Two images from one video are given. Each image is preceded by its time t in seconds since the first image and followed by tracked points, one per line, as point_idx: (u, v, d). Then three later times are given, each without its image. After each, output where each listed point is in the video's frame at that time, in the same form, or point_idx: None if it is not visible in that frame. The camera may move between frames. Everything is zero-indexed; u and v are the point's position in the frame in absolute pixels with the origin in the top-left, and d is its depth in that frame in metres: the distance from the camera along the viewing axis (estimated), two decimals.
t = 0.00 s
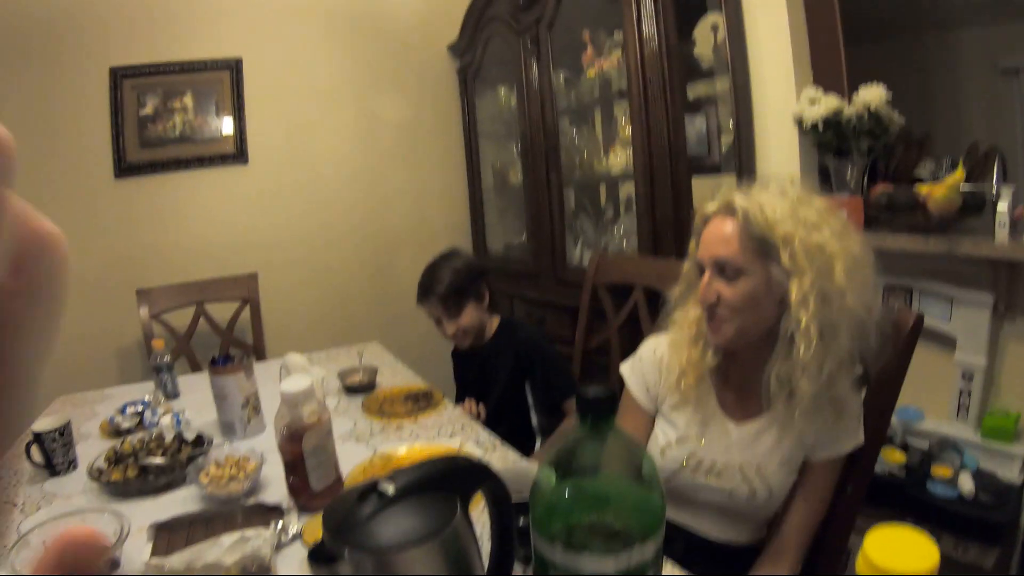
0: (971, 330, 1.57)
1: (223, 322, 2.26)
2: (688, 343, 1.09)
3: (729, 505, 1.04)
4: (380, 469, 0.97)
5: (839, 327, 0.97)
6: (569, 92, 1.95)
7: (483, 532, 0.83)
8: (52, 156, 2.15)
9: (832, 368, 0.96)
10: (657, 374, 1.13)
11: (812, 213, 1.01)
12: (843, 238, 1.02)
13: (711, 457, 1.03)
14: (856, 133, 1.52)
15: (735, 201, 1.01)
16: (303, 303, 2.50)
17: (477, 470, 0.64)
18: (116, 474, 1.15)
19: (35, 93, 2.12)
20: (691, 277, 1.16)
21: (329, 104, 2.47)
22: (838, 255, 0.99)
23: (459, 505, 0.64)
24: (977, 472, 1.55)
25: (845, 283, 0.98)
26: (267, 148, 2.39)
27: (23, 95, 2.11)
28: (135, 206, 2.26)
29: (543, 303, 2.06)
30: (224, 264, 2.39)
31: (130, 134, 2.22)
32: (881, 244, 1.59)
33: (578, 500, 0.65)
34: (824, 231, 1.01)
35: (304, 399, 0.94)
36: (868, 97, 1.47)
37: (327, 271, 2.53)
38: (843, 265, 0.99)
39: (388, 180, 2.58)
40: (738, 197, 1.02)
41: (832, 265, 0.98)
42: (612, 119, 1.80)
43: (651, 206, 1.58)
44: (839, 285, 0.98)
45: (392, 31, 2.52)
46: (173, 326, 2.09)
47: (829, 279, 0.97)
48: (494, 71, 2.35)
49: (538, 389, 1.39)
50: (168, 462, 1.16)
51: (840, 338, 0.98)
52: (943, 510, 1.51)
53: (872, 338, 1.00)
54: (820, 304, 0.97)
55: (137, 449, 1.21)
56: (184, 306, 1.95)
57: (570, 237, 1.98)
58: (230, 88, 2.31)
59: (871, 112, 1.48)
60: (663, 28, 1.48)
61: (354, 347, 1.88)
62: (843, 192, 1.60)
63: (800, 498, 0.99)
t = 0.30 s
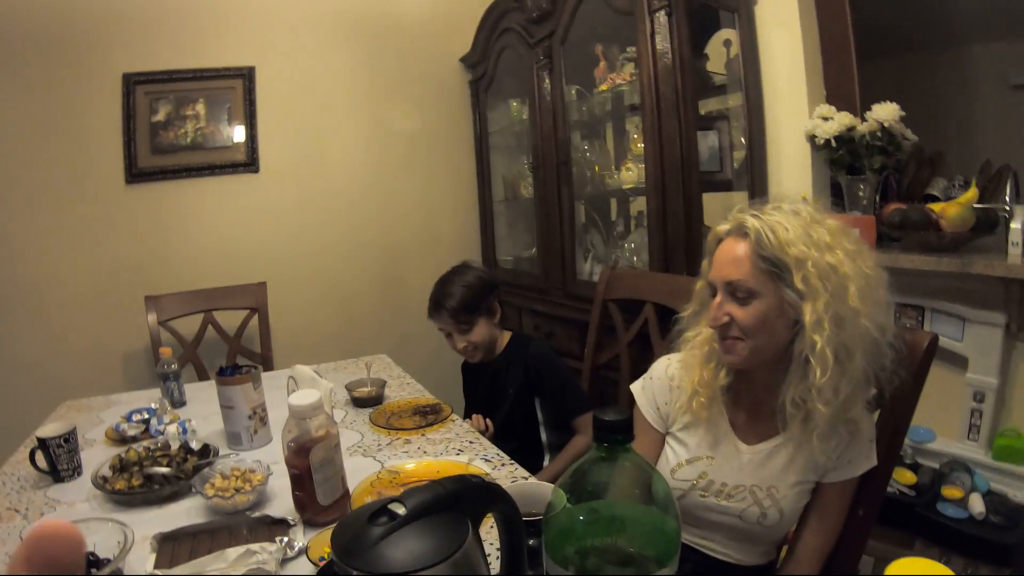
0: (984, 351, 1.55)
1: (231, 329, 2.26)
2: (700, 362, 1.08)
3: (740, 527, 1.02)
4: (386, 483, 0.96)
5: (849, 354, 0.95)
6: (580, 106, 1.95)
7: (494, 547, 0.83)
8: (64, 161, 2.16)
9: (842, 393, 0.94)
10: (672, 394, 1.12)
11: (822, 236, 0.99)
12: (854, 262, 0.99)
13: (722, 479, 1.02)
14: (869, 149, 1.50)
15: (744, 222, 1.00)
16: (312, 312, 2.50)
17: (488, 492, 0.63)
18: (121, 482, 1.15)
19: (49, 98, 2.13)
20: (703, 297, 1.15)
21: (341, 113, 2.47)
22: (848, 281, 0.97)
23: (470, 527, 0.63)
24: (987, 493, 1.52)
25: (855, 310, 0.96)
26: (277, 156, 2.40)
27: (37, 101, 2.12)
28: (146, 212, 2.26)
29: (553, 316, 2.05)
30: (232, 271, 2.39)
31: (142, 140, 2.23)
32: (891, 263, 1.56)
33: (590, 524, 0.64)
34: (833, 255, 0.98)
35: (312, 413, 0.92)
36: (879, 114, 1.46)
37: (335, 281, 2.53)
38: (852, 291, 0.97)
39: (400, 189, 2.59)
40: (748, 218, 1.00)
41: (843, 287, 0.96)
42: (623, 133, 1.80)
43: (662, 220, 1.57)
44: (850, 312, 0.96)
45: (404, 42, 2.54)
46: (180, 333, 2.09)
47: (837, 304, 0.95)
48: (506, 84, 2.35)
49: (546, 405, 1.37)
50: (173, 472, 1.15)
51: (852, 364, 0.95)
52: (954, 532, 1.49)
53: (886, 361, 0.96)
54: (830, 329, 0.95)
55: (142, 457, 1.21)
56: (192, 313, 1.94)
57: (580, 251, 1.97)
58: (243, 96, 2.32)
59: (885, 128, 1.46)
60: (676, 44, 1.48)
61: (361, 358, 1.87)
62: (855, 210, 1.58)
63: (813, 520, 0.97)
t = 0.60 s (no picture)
0: (1007, 355, 1.49)
1: (243, 327, 2.25)
2: (722, 362, 1.07)
3: (761, 530, 1.00)
4: (400, 483, 0.95)
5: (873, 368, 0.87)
6: (596, 105, 1.93)
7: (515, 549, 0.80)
8: (79, 158, 2.17)
9: (869, 398, 0.89)
10: (695, 392, 1.11)
11: (825, 245, 0.90)
12: (871, 275, 0.88)
13: (744, 481, 0.99)
14: (889, 149, 1.48)
15: (748, 225, 0.97)
16: (324, 311, 2.49)
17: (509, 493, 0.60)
18: (130, 478, 1.14)
19: (65, 95, 2.14)
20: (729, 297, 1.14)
21: (356, 112, 2.47)
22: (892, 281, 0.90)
23: (491, 530, 0.60)
24: (1007, 500, 1.48)
25: (887, 319, 0.88)
26: (291, 154, 2.39)
27: (53, 97, 2.13)
28: (160, 209, 2.27)
29: (568, 317, 2.03)
30: (244, 269, 2.39)
31: (156, 137, 2.23)
32: (911, 265, 1.52)
33: (620, 528, 0.62)
34: (839, 269, 0.89)
35: (326, 411, 0.90)
36: (901, 114, 1.44)
37: (348, 280, 2.52)
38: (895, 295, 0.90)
39: (414, 189, 2.58)
40: (755, 221, 0.97)
41: (877, 296, 0.88)
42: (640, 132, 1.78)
43: (680, 220, 1.55)
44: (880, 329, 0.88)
45: (419, 41, 2.53)
46: (193, 330, 2.09)
47: (821, 322, 0.87)
48: (522, 83, 2.34)
49: (562, 405, 1.36)
50: (182, 469, 1.14)
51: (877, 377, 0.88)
52: (971, 539, 1.46)
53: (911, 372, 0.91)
54: (840, 345, 0.87)
55: (152, 454, 1.20)
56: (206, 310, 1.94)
57: (596, 251, 1.95)
58: (257, 93, 2.31)
59: (904, 128, 1.45)
60: (695, 41, 1.46)
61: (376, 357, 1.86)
62: (875, 211, 1.54)
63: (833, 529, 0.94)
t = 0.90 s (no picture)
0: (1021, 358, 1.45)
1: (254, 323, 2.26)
2: (736, 362, 1.06)
3: (773, 532, 0.99)
4: (411, 481, 0.95)
5: (890, 367, 0.86)
6: (609, 104, 1.93)
7: (527, 548, 0.80)
8: (92, 153, 2.18)
9: (886, 400, 0.88)
10: (709, 391, 1.10)
11: (840, 244, 0.90)
12: (887, 274, 0.88)
13: (757, 482, 0.99)
14: (903, 151, 1.46)
15: (761, 226, 0.96)
16: (335, 309, 2.50)
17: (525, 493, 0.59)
18: (140, 474, 1.14)
19: (79, 91, 2.15)
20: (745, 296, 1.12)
21: (367, 109, 2.47)
22: (909, 281, 0.89)
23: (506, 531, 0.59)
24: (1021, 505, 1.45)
25: (901, 319, 0.88)
26: (303, 150, 2.39)
27: (66, 93, 2.14)
28: (171, 204, 2.27)
29: (580, 316, 2.02)
30: (254, 266, 2.39)
31: (169, 133, 2.24)
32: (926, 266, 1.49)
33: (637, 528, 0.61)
34: (855, 268, 0.88)
35: (338, 407, 0.90)
36: (914, 116, 1.43)
37: (358, 277, 2.52)
38: (910, 295, 0.89)
39: (424, 187, 2.58)
40: (768, 221, 0.96)
41: (891, 295, 0.87)
42: (653, 131, 1.77)
43: (693, 220, 1.54)
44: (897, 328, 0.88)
45: (430, 38, 2.53)
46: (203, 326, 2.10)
47: (840, 321, 0.87)
48: (535, 81, 2.33)
49: (573, 404, 1.36)
50: (193, 465, 1.14)
51: (897, 376, 0.87)
52: (984, 544, 1.45)
53: (926, 374, 0.90)
54: (858, 343, 0.86)
55: (162, 449, 1.21)
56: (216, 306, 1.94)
57: (608, 251, 1.95)
58: (269, 90, 2.32)
59: (919, 129, 1.43)
60: (711, 39, 1.45)
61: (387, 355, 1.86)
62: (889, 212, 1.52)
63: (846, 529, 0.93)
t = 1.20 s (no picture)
0: None
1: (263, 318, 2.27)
2: (749, 361, 1.07)
3: (783, 531, 0.98)
4: (422, 477, 0.95)
5: (906, 367, 0.87)
6: (621, 101, 1.92)
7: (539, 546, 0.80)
8: (104, 148, 2.19)
9: (902, 398, 0.88)
10: (722, 389, 1.11)
11: (857, 243, 0.89)
12: (902, 273, 0.88)
13: (768, 481, 0.98)
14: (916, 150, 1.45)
15: (777, 224, 0.95)
16: (344, 304, 2.50)
17: (541, 490, 0.58)
18: (151, 467, 1.15)
19: (92, 86, 2.16)
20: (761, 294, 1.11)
21: (378, 105, 2.46)
22: (925, 281, 0.89)
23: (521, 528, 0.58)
24: None
25: (917, 317, 0.88)
26: (314, 146, 2.39)
27: (79, 88, 2.15)
28: (181, 200, 2.28)
29: (590, 313, 2.02)
30: (263, 262, 2.39)
31: (180, 128, 2.24)
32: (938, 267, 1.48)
33: (653, 526, 0.60)
34: (872, 267, 0.88)
35: (348, 403, 0.89)
36: (927, 115, 1.41)
37: (368, 273, 2.52)
38: (926, 294, 0.89)
39: (434, 184, 2.58)
40: (784, 219, 0.95)
41: (906, 294, 0.87)
42: (666, 129, 1.77)
43: (705, 218, 1.54)
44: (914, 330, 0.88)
45: (442, 35, 2.52)
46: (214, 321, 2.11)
47: (857, 319, 0.87)
48: (547, 78, 2.33)
49: (583, 401, 1.36)
50: (203, 459, 1.14)
51: (911, 378, 0.87)
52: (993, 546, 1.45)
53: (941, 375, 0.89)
54: (875, 342, 0.86)
55: (173, 444, 1.21)
56: (227, 301, 1.95)
57: (619, 249, 1.95)
58: (280, 86, 2.32)
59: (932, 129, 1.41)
60: (724, 36, 1.44)
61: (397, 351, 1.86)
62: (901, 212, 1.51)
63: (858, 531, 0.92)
